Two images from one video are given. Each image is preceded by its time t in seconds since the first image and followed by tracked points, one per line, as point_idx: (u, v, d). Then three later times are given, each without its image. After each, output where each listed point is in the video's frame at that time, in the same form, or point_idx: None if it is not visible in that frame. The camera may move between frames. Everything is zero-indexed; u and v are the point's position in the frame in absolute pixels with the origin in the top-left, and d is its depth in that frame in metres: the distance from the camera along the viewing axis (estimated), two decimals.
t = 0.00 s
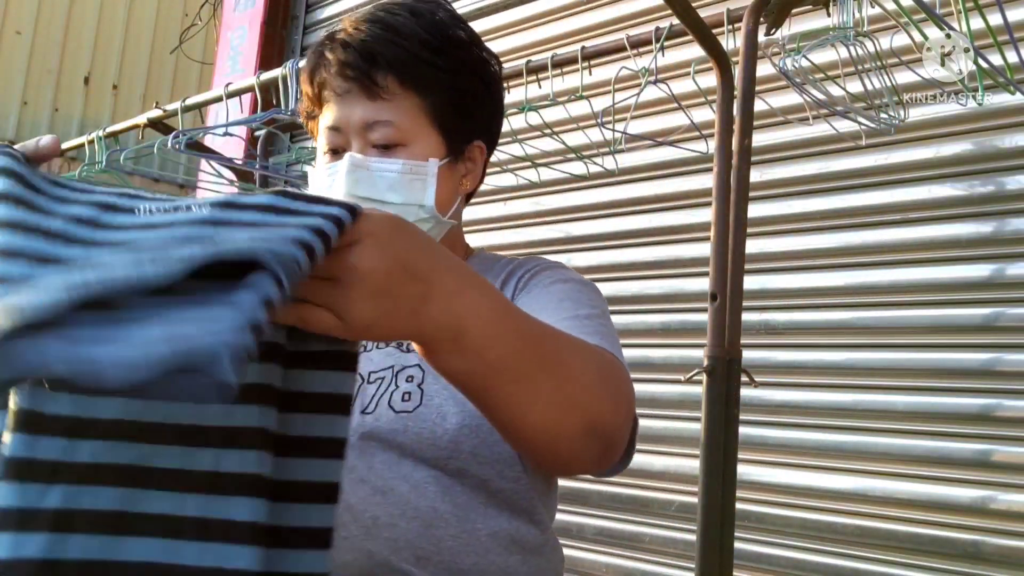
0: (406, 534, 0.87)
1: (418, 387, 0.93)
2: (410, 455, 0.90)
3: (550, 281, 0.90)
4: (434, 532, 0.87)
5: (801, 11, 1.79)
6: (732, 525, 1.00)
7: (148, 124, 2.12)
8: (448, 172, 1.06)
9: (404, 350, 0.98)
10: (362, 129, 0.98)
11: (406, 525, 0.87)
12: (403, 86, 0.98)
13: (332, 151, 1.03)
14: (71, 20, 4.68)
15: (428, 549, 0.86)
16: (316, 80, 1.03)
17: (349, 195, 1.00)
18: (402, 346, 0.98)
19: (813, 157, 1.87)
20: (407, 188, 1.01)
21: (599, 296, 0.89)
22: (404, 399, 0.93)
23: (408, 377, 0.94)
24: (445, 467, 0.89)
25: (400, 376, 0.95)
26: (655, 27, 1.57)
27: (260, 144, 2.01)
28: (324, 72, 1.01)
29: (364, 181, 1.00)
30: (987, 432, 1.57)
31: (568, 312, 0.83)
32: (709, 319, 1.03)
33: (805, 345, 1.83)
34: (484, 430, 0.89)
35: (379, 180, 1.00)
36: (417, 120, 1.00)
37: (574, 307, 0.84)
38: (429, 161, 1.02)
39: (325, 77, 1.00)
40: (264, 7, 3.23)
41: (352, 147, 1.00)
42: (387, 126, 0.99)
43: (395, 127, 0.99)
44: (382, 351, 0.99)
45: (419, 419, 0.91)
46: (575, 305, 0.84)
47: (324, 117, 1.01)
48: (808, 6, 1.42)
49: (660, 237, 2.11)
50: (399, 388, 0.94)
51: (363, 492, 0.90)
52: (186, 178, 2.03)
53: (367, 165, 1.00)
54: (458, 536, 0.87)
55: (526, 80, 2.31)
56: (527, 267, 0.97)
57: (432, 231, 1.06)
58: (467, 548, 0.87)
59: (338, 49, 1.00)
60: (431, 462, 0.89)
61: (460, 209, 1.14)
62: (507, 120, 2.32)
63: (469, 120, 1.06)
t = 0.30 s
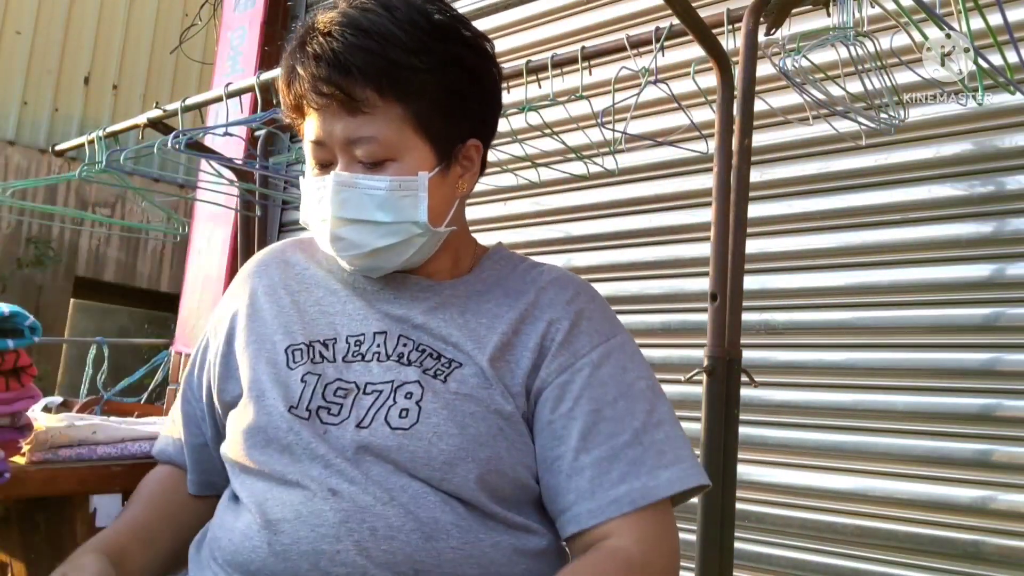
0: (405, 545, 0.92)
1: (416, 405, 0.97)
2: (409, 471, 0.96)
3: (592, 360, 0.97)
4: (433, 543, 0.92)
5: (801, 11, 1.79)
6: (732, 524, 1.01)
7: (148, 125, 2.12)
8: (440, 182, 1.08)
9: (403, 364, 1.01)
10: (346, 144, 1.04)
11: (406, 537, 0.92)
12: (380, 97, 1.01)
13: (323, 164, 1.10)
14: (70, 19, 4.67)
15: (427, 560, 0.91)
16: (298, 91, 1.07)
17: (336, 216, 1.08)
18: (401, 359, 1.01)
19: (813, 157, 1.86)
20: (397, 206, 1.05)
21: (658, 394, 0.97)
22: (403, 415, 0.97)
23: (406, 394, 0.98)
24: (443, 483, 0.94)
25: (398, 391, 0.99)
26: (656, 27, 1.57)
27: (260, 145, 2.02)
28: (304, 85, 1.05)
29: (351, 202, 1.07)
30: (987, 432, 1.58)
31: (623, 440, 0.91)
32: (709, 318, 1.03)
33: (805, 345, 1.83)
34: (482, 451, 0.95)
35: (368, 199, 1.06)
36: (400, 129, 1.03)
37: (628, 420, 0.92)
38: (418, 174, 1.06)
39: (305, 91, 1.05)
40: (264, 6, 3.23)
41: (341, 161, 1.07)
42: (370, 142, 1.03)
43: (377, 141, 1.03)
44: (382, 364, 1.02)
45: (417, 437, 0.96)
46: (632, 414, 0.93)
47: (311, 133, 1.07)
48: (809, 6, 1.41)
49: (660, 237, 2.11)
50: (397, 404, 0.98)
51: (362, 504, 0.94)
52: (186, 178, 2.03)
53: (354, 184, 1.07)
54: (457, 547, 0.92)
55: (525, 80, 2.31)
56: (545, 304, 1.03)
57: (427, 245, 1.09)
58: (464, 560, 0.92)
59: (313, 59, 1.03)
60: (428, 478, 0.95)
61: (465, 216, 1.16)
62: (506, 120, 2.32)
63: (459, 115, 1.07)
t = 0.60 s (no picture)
0: (411, 547, 0.91)
1: (429, 404, 0.97)
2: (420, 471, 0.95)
3: (604, 367, 0.97)
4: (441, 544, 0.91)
5: (802, 11, 1.78)
6: (732, 524, 1.01)
7: (148, 125, 2.12)
8: (418, 186, 1.07)
9: (417, 363, 1.00)
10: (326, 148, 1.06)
11: (410, 537, 0.91)
12: (351, 103, 1.02)
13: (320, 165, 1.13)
14: (71, 18, 4.67)
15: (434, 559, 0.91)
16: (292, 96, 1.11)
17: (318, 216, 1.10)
18: (414, 359, 1.01)
19: (813, 157, 1.86)
20: (367, 209, 1.04)
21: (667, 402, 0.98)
22: (415, 413, 0.97)
23: (419, 393, 0.98)
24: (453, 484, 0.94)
25: (411, 389, 0.98)
26: (656, 27, 1.57)
27: (260, 144, 2.01)
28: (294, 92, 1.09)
29: (330, 203, 1.09)
30: (988, 432, 1.58)
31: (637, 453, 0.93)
32: (709, 318, 1.03)
33: (805, 345, 1.83)
34: (493, 451, 0.95)
35: (342, 200, 1.07)
36: (377, 134, 1.04)
37: (639, 427, 0.95)
38: (392, 177, 1.06)
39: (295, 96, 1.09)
40: (264, 6, 3.23)
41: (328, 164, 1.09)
42: (345, 145, 1.05)
43: (352, 144, 1.04)
44: (395, 364, 1.01)
45: (429, 434, 0.95)
46: (643, 420, 0.95)
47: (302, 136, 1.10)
48: (809, 6, 1.41)
49: (660, 237, 2.11)
50: (410, 403, 0.98)
51: (370, 503, 0.93)
52: (186, 178, 2.02)
53: (333, 186, 1.09)
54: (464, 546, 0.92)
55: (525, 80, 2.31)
56: (560, 308, 1.03)
57: (405, 249, 1.08)
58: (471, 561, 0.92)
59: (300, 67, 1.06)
60: (438, 478, 0.94)
61: (471, 216, 1.16)
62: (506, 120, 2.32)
63: (439, 122, 1.06)
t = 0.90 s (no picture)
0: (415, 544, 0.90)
1: (438, 401, 0.97)
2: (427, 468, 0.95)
3: (599, 361, 0.96)
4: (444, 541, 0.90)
5: (802, 11, 1.78)
6: (731, 524, 1.01)
7: (148, 125, 2.12)
8: (440, 175, 1.08)
9: (426, 362, 1.00)
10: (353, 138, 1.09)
11: (412, 531, 0.90)
12: (377, 94, 1.05)
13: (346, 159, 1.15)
14: (70, 19, 4.67)
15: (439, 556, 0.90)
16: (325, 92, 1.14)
17: (336, 204, 1.11)
18: (425, 358, 1.01)
19: (813, 157, 1.86)
20: (388, 196, 1.06)
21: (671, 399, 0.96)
22: (424, 410, 0.97)
23: (428, 390, 0.98)
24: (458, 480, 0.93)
25: (421, 387, 0.98)
26: (656, 27, 1.56)
27: (261, 144, 2.01)
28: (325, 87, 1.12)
29: (350, 193, 1.09)
30: (988, 432, 1.58)
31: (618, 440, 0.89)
32: (709, 318, 1.03)
33: (805, 345, 1.83)
34: (500, 448, 0.94)
35: (363, 189, 1.08)
36: (399, 127, 1.06)
37: (629, 417, 0.91)
38: (411, 167, 1.07)
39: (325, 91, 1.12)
40: (264, 6, 3.23)
41: (352, 156, 1.11)
42: (369, 134, 1.07)
43: (376, 134, 1.06)
44: (406, 362, 1.01)
45: (437, 430, 0.95)
46: (635, 412, 0.92)
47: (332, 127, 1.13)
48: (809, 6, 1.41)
49: (660, 237, 2.11)
50: (419, 400, 0.98)
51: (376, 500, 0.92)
52: (186, 178, 2.02)
53: (354, 176, 1.10)
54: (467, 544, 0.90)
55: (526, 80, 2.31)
56: (567, 306, 1.04)
57: (424, 241, 1.08)
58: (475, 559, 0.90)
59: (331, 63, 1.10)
60: (445, 474, 0.94)
61: (486, 218, 1.16)
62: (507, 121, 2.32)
63: (460, 118, 1.07)
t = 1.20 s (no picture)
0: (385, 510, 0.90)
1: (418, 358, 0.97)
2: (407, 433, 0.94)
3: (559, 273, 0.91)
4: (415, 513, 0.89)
5: (802, 11, 1.78)
6: (731, 524, 1.01)
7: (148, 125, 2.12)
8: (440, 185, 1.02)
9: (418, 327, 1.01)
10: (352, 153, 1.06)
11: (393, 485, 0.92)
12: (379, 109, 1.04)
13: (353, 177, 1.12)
14: (70, 19, 4.67)
15: (414, 536, 0.89)
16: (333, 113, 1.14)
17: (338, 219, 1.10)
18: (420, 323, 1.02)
19: (813, 157, 1.86)
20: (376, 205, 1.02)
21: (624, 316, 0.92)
22: (406, 367, 0.97)
23: (411, 348, 0.98)
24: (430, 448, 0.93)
25: (407, 347, 0.99)
26: (656, 27, 1.57)
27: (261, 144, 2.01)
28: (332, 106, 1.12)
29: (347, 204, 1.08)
30: (988, 432, 1.58)
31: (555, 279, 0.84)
32: (709, 318, 1.03)
33: (805, 345, 1.83)
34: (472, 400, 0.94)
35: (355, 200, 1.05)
36: (399, 139, 1.02)
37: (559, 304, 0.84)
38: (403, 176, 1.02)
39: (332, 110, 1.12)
40: (264, 6, 3.23)
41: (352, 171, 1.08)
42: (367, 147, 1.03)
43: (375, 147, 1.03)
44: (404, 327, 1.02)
45: (417, 386, 0.95)
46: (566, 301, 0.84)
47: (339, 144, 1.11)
48: (809, 6, 1.41)
49: (660, 237, 2.11)
50: (404, 359, 0.98)
51: (357, 466, 0.93)
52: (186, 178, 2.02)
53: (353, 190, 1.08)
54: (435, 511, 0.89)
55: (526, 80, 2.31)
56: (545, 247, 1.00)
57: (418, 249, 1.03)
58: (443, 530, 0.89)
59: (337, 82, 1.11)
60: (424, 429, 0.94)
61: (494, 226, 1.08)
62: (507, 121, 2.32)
63: (462, 131, 1.03)
